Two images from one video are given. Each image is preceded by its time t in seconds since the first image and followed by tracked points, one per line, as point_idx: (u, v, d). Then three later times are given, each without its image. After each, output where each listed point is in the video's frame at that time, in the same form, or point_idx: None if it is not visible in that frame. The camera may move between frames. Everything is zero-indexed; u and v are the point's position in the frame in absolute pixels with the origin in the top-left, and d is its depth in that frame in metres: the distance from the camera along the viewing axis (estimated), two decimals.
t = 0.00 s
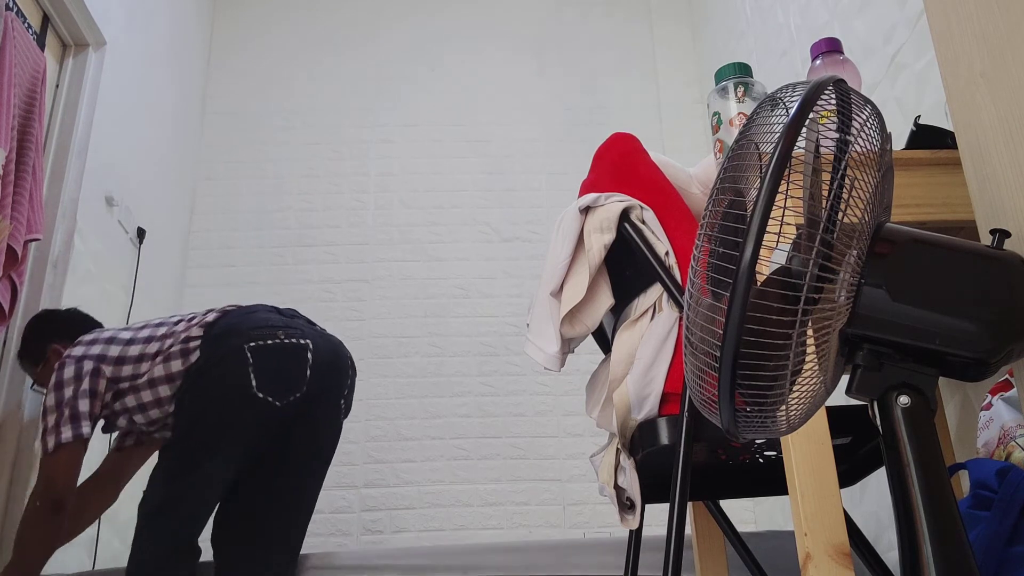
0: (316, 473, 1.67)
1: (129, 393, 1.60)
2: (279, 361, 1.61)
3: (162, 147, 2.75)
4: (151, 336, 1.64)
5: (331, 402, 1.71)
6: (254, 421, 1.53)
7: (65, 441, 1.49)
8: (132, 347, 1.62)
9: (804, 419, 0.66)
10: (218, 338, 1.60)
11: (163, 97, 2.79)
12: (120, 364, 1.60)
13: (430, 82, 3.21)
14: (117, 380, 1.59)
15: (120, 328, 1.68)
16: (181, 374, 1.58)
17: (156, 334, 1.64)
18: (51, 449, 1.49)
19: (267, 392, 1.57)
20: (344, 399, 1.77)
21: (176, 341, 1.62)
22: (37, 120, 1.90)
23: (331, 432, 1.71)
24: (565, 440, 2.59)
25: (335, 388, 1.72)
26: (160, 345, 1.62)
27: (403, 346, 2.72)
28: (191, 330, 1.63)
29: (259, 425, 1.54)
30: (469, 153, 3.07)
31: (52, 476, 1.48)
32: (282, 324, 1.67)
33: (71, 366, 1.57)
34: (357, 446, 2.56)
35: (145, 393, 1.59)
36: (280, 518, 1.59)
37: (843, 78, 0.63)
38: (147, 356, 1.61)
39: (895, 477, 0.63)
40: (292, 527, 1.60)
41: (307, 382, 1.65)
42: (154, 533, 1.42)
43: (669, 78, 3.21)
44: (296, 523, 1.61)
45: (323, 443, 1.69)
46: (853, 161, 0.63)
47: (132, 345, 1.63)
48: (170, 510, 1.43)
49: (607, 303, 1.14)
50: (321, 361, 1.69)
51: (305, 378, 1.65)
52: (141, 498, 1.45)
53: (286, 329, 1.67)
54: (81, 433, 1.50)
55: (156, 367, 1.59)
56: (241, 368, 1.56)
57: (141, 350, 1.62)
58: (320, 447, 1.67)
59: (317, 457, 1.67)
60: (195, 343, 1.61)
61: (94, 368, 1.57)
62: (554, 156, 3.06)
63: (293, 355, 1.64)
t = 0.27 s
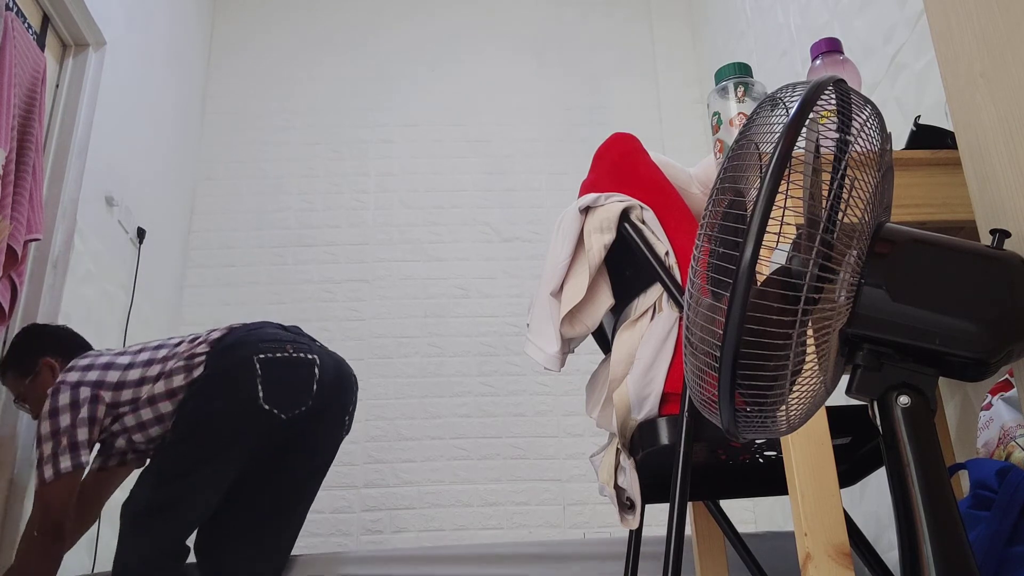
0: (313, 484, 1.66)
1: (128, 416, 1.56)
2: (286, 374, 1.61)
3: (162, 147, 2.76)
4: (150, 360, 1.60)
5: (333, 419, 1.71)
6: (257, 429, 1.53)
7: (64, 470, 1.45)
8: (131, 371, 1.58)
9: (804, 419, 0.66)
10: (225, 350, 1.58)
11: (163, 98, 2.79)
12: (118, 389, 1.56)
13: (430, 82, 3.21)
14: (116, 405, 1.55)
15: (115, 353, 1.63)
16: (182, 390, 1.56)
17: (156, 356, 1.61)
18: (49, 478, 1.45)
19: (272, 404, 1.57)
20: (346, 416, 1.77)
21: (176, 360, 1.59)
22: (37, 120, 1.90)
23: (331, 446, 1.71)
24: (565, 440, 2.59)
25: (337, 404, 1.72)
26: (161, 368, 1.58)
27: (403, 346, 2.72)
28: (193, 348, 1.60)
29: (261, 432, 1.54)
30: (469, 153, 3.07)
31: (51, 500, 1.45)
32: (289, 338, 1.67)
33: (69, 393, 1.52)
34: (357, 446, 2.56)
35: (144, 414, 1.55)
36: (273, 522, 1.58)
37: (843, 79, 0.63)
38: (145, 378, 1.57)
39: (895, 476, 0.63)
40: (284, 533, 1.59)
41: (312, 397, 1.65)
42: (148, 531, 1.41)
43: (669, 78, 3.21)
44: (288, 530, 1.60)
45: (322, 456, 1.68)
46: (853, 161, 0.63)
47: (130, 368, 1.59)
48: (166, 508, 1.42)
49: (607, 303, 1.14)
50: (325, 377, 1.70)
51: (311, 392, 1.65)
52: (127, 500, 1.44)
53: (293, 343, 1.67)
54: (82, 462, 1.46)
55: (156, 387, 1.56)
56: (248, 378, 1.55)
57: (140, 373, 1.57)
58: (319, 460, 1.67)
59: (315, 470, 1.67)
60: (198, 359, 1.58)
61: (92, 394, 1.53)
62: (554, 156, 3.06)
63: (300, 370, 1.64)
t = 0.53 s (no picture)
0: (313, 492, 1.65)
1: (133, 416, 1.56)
2: (294, 382, 1.61)
3: (162, 147, 2.75)
4: (156, 360, 1.61)
5: (339, 430, 1.70)
6: (263, 434, 1.52)
7: (68, 465, 1.45)
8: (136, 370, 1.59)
9: (805, 418, 0.66)
10: (234, 355, 1.59)
11: (163, 97, 2.78)
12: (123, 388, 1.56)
13: (430, 81, 3.21)
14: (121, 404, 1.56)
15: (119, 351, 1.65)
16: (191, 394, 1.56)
17: (162, 356, 1.62)
18: (54, 473, 1.44)
19: (279, 409, 1.56)
20: (350, 428, 1.75)
21: (185, 361, 1.59)
22: (37, 120, 1.90)
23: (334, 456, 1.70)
24: (565, 440, 2.59)
25: (342, 416, 1.71)
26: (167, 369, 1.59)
27: (403, 346, 2.72)
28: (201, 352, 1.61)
29: (267, 438, 1.52)
30: (469, 152, 3.07)
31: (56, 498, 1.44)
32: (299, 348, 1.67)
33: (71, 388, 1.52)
34: (356, 446, 2.56)
35: (151, 414, 1.55)
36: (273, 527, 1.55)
37: (843, 79, 0.63)
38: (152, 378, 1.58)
39: (895, 477, 0.63)
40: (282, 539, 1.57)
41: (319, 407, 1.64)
42: (149, 531, 1.40)
43: (669, 78, 3.21)
44: (286, 536, 1.58)
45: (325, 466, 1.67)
46: (853, 161, 0.63)
47: (136, 367, 1.60)
48: (168, 508, 1.41)
49: (607, 303, 1.14)
50: (332, 388, 1.69)
51: (318, 402, 1.64)
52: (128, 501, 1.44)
53: (301, 351, 1.67)
54: (86, 457, 1.46)
55: (164, 387, 1.56)
56: (256, 384, 1.55)
57: (146, 372, 1.59)
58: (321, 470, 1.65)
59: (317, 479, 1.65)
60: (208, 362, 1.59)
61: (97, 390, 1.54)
62: (554, 156, 3.06)
63: (308, 379, 1.64)
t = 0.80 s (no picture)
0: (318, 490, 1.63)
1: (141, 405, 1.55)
2: (302, 377, 1.59)
3: (162, 147, 2.75)
4: (165, 348, 1.60)
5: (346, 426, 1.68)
6: (270, 430, 1.50)
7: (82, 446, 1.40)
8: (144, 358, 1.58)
9: (805, 419, 0.66)
10: (243, 350, 1.58)
11: (162, 97, 2.78)
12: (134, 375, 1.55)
13: (430, 82, 3.21)
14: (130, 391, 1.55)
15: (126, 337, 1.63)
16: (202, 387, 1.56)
17: (170, 344, 1.61)
18: (66, 455, 1.40)
19: (287, 404, 1.54)
20: (355, 424, 1.73)
21: (196, 352, 1.59)
22: (37, 121, 1.90)
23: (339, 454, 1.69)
24: (565, 440, 2.59)
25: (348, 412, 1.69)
26: (176, 357, 1.59)
27: (403, 346, 2.72)
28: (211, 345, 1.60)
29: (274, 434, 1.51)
30: (469, 152, 3.07)
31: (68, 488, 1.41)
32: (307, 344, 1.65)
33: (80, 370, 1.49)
34: (357, 445, 2.56)
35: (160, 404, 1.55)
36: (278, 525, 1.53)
37: (843, 78, 0.63)
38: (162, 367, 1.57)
39: (895, 477, 0.63)
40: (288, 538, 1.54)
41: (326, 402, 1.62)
42: (156, 532, 1.38)
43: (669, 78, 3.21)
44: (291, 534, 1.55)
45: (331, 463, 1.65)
46: (853, 161, 0.63)
47: (144, 354, 1.59)
48: (175, 508, 1.39)
49: (607, 303, 1.14)
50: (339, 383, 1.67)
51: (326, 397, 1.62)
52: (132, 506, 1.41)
53: (310, 346, 1.66)
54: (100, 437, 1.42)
55: (175, 378, 1.56)
56: (264, 379, 1.54)
57: (154, 359, 1.58)
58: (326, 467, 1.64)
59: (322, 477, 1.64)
60: (217, 357, 1.58)
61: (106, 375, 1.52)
62: (554, 156, 3.06)
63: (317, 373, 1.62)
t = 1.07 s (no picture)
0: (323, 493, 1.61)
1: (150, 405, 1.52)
2: (311, 378, 1.60)
3: (162, 147, 2.75)
4: (172, 348, 1.59)
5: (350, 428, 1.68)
6: (282, 428, 1.49)
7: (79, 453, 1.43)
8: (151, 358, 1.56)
9: (804, 418, 0.66)
10: (254, 349, 1.58)
11: (162, 97, 2.78)
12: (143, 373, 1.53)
13: (430, 81, 3.21)
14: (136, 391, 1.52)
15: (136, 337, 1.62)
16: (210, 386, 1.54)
17: (178, 344, 1.60)
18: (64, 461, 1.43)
19: (297, 403, 1.54)
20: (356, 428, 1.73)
21: (203, 352, 1.58)
22: (37, 121, 1.90)
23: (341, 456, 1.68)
24: (565, 440, 2.59)
25: (353, 415, 1.69)
26: (184, 356, 1.57)
27: (403, 346, 2.72)
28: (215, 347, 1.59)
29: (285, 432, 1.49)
30: (469, 152, 3.07)
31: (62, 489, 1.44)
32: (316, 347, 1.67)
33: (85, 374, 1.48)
34: (357, 445, 2.56)
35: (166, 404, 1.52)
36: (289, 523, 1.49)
37: (843, 79, 0.63)
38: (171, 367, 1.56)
39: (896, 477, 0.63)
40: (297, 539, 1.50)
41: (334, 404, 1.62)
42: (165, 532, 1.33)
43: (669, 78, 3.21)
44: (297, 534, 1.51)
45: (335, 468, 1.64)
46: (853, 162, 0.63)
47: (150, 355, 1.57)
48: (182, 509, 1.34)
49: (607, 303, 1.14)
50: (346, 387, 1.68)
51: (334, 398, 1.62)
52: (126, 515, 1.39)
53: (318, 347, 1.68)
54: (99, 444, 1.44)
55: (183, 378, 1.54)
56: (274, 378, 1.54)
57: (162, 360, 1.56)
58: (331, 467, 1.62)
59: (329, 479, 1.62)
60: (225, 355, 1.58)
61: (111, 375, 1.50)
62: (554, 156, 3.06)
63: (324, 374, 1.64)
